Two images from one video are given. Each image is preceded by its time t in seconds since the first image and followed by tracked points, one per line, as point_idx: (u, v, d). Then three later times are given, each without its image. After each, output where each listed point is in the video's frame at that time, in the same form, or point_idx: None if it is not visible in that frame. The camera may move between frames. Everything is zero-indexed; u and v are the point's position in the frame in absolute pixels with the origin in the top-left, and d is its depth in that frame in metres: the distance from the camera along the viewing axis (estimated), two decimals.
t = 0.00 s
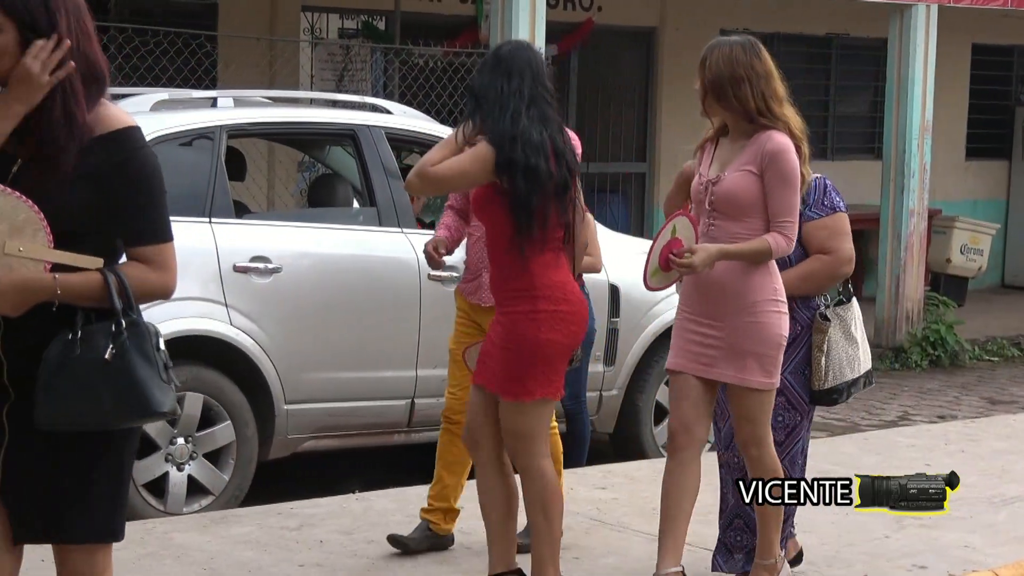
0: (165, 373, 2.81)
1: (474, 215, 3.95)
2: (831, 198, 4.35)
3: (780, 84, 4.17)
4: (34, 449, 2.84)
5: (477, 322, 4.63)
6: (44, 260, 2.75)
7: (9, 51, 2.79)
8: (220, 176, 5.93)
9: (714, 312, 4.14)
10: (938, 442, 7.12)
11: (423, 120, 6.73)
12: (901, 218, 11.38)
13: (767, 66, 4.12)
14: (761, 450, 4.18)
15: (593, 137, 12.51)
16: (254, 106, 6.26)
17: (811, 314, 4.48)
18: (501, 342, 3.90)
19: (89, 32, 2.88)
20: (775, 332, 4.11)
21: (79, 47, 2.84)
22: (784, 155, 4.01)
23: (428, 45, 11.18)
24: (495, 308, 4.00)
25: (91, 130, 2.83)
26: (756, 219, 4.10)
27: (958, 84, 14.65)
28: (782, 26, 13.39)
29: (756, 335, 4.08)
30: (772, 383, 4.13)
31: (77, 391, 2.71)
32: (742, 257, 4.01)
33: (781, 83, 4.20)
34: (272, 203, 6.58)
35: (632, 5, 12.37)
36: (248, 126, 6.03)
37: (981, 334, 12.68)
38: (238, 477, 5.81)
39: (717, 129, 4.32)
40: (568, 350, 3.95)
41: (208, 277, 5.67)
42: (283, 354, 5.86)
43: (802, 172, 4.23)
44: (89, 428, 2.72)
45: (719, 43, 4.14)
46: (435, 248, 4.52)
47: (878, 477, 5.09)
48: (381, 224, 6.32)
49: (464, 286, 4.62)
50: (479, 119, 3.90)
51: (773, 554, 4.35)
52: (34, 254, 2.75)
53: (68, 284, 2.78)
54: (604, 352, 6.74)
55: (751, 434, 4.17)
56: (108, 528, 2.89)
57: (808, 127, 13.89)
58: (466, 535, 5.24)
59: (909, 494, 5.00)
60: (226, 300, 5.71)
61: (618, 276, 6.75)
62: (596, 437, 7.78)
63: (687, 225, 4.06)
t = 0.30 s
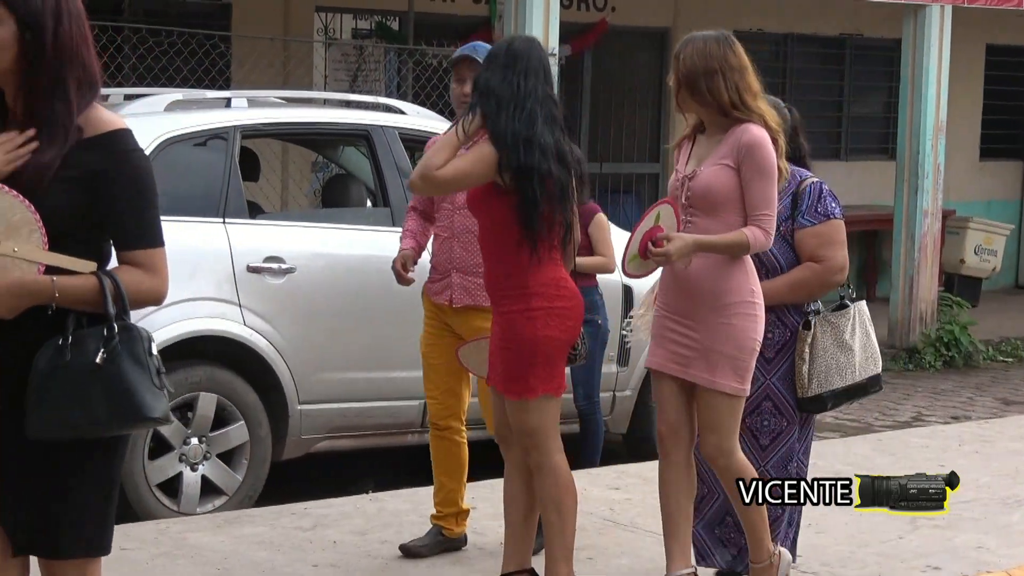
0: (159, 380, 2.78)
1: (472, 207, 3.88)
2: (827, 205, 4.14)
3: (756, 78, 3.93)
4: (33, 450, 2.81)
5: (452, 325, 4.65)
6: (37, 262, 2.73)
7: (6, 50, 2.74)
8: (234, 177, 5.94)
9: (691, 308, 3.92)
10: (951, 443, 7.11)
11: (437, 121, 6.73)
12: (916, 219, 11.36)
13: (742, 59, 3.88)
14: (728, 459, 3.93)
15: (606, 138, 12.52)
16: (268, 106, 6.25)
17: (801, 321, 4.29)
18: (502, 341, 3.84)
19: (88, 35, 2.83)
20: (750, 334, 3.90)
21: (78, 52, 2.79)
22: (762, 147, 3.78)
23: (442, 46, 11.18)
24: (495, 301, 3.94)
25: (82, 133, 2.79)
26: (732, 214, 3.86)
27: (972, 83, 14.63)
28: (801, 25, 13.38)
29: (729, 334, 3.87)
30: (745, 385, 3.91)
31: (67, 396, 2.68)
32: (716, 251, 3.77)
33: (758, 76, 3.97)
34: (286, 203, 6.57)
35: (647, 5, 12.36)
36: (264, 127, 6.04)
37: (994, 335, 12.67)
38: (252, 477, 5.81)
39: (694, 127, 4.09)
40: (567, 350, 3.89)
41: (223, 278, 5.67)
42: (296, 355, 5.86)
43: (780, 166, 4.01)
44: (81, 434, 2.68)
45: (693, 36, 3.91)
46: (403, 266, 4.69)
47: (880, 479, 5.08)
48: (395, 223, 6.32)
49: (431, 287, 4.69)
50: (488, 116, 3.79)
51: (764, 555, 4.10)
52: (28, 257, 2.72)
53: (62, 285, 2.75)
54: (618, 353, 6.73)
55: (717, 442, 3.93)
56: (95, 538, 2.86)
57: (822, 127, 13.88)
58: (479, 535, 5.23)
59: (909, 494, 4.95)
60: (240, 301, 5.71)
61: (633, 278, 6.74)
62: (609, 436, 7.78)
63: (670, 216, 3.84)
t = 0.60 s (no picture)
0: (168, 384, 2.65)
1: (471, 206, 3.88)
2: (806, 202, 4.11)
3: (740, 74, 3.90)
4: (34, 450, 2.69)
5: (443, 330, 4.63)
6: (36, 264, 2.61)
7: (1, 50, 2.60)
8: (246, 178, 5.94)
9: (686, 307, 3.90)
10: (966, 444, 7.10)
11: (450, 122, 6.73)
12: (929, 219, 11.36)
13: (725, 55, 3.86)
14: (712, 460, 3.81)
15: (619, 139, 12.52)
16: (281, 106, 6.26)
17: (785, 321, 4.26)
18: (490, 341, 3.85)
19: (83, 34, 2.69)
20: (749, 334, 3.86)
21: (75, 52, 2.66)
22: (749, 143, 3.75)
23: (454, 47, 11.19)
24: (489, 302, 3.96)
25: (71, 134, 2.66)
26: (726, 212, 3.83)
27: (985, 83, 14.62)
28: (812, 26, 13.38)
29: (726, 333, 3.83)
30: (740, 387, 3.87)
31: (73, 399, 2.56)
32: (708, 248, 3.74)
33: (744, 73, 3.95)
34: (299, 204, 6.57)
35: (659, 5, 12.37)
36: (277, 127, 6.05)
37: (1007, 335, 12.67)
38: (264, 478, 5.81)
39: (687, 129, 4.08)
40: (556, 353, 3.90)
41: (234, 279, 5.67)
42: (309, 357, 5.86)
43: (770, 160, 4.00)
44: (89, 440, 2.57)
45: (678, 36, 3.88)
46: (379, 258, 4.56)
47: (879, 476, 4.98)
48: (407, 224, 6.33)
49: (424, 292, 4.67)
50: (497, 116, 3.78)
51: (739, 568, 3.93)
52: (28, 258, 2.60)
53: (59, 289, 2.62)
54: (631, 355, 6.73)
55: (711, 442, 3.83)
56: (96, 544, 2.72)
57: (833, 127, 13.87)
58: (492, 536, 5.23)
59: (909, 494, 4.89)
60: (253, 302, 5.71)
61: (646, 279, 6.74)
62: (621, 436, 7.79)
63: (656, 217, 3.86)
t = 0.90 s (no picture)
0: (157, 389, 2.65)
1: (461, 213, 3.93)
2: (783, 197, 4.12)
3: (748, 75, 3.89)
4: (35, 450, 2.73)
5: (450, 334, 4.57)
6: (41, 264, 2.62)
7: (19, 52, 2.65)
8: (258, 179, 5.94)
9: (693, 308, 3.90)
10: (978, 446, 7.09)
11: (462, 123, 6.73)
12: (940, 220, 11.34)
13: (734, 56, 3.85)
14: (711, 458, 3.82)
15: (631, 139, 12.50)
16: (292, 107, 6.26)
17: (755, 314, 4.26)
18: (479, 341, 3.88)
19: (105, 41, 2.74)
20: (755, 335, 3.86)
21: (95, 57, 2.70)
22: (758, 146, 3.75)
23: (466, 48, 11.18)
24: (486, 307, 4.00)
25: (83, 136, 2.68)
26: (734, 214, 3.83)
27: (997, 83, 14.60)
28: (823, 27, 13.36)
29: (732, 334, 3.84)
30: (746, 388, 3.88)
31: (63, 403, 2.59)
32: (716, 251, 3.74)
33: (753, 74, 3.94)
34: (310, 205, 6.58)
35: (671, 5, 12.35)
36: (289, 128, 6.05)
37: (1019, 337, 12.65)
38: (275, 479, 5.81)
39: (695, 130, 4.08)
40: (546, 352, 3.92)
41: (246, 279, 5.68)
42: (321, 357, 5.87)
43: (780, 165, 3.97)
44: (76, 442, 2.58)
45: (685, 37, 3.87)
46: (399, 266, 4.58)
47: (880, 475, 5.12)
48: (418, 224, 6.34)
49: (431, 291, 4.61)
50: (473, 121, 3.86)
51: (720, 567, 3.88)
52: (31, 257, 2.61)
53: (60, 292, 2.63)
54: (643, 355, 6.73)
55: (713, 439, 3.84)
56: (116, 556, 2.76)
57: (845, 128, 13.85)
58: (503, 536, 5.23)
59: (910, 493, 5.06)
60: (265, 303, 5.72)
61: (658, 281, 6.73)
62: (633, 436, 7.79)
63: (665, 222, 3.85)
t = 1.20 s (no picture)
0: (158, 400, 2.53)
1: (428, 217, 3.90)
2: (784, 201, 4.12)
3: (766, 78, 3.89)
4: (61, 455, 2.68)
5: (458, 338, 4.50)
6: (68, 265, 2.58)
7: (65, 51, 2.62)
8: (271, 180, 5.94)
9: (706, 313, 3.89)
10: (989, 449, 7.08)
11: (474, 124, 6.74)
12: (952, 224, 11.34)
13: (751, 59, 3.84)
14: (731, 462, 3.83)
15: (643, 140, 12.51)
16: (305, 108, 6.27)
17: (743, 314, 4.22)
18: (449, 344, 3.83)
19: (153, 42, 2.70)
20: (772, 339, 3.87)
21: (139, 56, 2.67)
22: (775, 152, 3.75)
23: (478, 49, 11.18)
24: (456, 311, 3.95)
25: (123, 138, 2.63)
26: (750, 218, 3.83)
27: (1010, 86, 14.60)
28: (835, 29, 13.35)
29: (748, 338, 3.84)
30: (761, 392, 3.89)
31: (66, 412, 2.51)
32: (734, 257, 3.74)
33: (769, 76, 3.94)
34: (322, 206, 6.59)
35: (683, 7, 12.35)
36: (302, 130, 6.06)
37: None
38: (286, 479, 5.81)
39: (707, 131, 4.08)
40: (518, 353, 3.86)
41: (258, 280, 5.68)
42: (332, 358, 5.88)
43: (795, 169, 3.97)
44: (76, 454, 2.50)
45: (701, 38, 3.87)
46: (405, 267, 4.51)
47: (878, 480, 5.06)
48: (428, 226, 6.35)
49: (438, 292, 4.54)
50: (436, 122, 3.82)
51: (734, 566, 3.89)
52: (57, 258, 2.58)
53: (82, 296, 2.58)
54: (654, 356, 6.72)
55: (732, 444, 3.84)
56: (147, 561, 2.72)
57: (858, 131, 13.85)
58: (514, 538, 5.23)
59: (909, 495, 4.94)
60: (276, 303, 5.72)
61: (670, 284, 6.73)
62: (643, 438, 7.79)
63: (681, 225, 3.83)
